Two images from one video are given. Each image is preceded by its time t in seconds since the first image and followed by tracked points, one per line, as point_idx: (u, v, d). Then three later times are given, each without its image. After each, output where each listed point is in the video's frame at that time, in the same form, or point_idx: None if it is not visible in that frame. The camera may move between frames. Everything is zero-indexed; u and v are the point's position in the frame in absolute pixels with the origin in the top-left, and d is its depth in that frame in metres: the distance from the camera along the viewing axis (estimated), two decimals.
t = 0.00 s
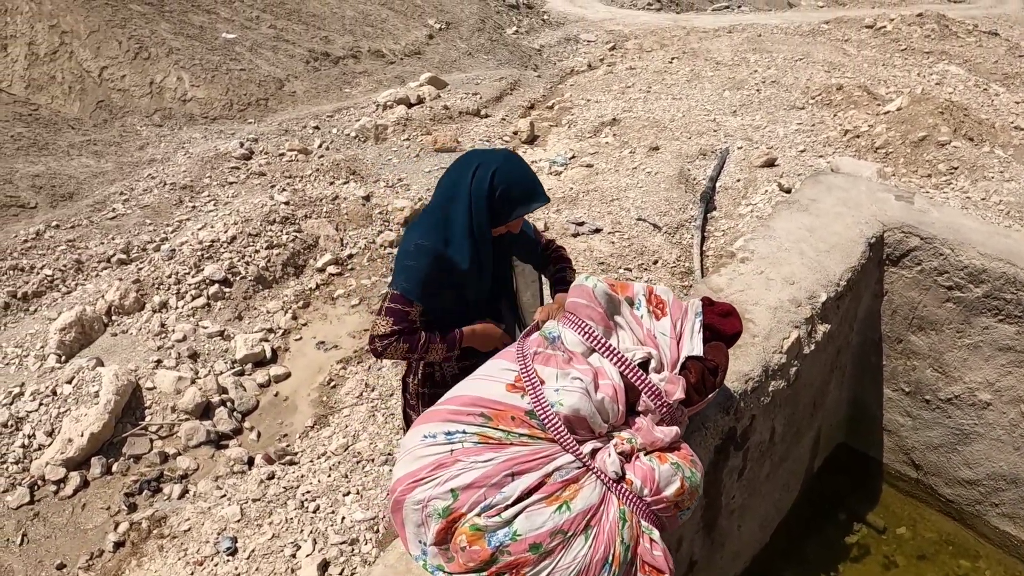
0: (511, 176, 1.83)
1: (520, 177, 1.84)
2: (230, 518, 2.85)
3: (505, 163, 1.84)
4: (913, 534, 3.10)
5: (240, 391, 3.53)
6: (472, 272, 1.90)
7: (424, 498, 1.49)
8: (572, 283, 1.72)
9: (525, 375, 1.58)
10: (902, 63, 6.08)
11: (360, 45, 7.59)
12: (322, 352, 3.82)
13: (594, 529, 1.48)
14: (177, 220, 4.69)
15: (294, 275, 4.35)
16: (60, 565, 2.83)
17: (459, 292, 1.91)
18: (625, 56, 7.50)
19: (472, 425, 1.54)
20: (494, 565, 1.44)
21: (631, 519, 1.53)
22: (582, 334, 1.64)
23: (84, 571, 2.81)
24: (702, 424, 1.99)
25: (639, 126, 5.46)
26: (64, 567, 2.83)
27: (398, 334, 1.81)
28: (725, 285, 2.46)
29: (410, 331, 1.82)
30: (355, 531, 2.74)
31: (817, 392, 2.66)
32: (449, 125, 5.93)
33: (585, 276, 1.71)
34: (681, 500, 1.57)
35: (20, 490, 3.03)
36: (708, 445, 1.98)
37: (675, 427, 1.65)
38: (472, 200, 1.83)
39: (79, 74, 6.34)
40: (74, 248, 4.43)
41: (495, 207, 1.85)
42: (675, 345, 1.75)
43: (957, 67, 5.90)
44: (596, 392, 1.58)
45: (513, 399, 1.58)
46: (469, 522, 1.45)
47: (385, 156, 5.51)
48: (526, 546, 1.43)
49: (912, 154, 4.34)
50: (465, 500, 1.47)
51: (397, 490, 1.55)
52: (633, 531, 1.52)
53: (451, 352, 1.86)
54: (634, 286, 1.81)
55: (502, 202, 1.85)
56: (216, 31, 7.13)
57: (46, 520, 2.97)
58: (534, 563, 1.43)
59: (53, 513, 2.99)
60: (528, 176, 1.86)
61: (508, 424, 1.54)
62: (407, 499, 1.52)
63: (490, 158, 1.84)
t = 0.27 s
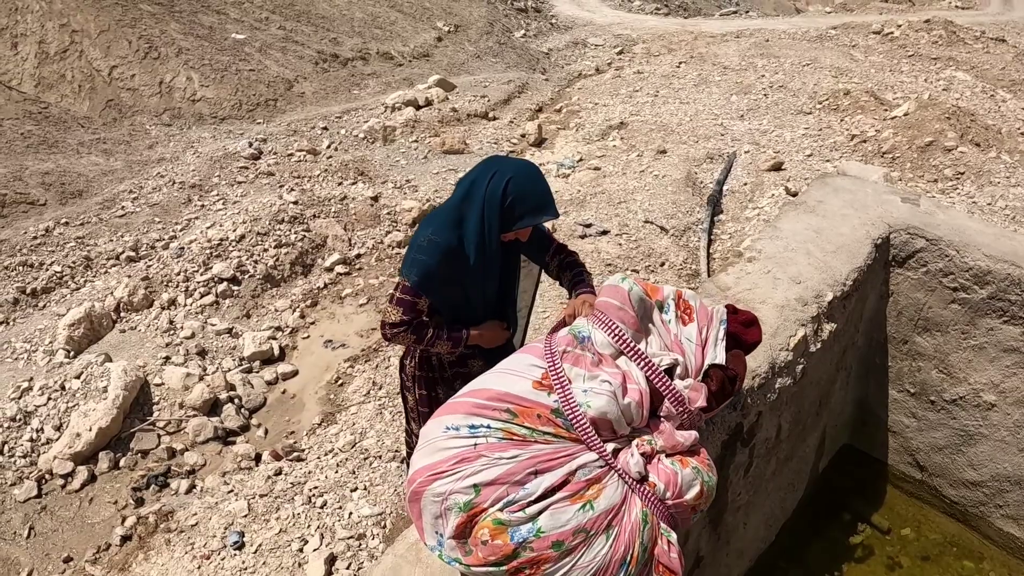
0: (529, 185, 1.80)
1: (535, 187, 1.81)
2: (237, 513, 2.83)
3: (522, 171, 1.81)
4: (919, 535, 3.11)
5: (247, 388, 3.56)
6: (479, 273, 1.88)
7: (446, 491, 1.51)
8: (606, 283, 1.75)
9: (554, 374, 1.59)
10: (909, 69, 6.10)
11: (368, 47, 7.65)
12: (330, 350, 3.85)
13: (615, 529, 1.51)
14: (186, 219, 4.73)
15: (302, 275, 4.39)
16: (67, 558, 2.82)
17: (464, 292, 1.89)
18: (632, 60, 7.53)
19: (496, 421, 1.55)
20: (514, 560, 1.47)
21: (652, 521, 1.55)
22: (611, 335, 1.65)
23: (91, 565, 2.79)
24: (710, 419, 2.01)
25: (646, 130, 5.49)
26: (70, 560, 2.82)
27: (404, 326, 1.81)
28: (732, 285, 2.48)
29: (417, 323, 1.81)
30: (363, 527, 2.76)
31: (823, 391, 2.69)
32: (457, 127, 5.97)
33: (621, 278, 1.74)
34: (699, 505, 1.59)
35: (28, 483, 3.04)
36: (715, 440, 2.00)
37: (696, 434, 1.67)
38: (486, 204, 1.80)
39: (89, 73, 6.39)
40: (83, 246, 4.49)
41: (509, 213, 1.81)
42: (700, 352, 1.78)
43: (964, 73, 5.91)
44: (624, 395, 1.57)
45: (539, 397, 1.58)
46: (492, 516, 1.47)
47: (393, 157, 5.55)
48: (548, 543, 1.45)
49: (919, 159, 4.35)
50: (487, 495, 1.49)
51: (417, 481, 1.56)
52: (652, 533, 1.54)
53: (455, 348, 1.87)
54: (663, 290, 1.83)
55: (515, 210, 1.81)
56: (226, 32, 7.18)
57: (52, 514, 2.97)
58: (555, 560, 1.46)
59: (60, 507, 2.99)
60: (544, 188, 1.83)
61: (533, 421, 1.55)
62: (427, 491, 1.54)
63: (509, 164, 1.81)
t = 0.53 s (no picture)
0: (519, 189, 1.81)
1: (526, 191, 1.82)
2: (243, 509, 2.85)
3: (513, 175, 1.82)
4: (921, 537, 3.12)
5: (254, 386, 3.58)
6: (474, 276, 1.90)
7: (460, 487, 1.52)
8: (622, 283, 1.79)
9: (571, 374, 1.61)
10: (916, 75, 6.11)
11: (376, 49, 7.69)
12: (336, 349, 3.87)
13: (628, 530, 1.53)
14: (194, 218, 4.77)
15: (309, 274, 4.42)
16: (73, 552, 2.84)
17: (460, 296, 1.90)
18: (639, 64, 7.56)
19: (511, 419, 1.56)
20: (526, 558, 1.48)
21: (663, 523, 1.58)
22: (627, 336, 1.69)
23: (96, 559, 2.81)
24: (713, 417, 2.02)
25: (652, 134, 5.51)
26: (76, 554, 2.84)
27: (410, 330, 1.89)
28: (736, 286, 2.49)
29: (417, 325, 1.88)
30: (367, 523, 2.77)
31: (826, 391, 2.70)
32: (464, 129, 6.00)
33: (636, 279, 1.79)
34: (707, 508, 1.63)
35: (34, 478, 3.07)
36: (719, 437, 2.01)
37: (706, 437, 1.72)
38: (477, 208, 1.82)
39: (98, 72, 6.44)
40: (91, 243, 4.52)
41: (501, 217, 1.83)
42: (711, 356, 1.85)
43: (970, 79, 5.91)
44: (639, 396, 1.62)
45: (554, 395, 1.59)
46: (506, 514, 1.49)
47: (400, 159, 5.58)
48: (563, 542, 1.47)
49: (925, 164, 4.36)
50: (502, 493, 1.50)
51: (430, 476, 1.57)
52: (661, 534, 1.57)
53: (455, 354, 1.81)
54: (678, 292, 1.89)
55: (507, 213, 1.83)
56: (234, 32, 7.23)
57: (59, 508, 3.00)
58: (568, 559, 1.48)
59: (66, 502, 3.02)
60: (535, 192, 1.85)
61: (548, 420, 1.56)
62: (440, 487, 1.54)
63: (502, 168, 1.82)
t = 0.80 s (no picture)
0: (507, 191, 1.84)
1: (515, 193, 1.85)
2: (247, 508, 2.86)
3: (502, 178, 1.85)
4: (923, 542, 3.12)
5: (259, 385, 3.60)
6: (472, 279, 1.93)
7: (455, 483, 1.54)
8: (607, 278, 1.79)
9: (561, 368, 1.60)
10: (922, 80, 6.10)
11: (383, 51, 7.72)
12: (340, 349, 3.89)
13: (623, 523, 1.54)
14: (200, 218, 4.79)
15: (314, 275, 4.44)
16: (77, 549, 2.86)
17: (460, 299, 1.94)
18: (645, 68, 7.57)
19: (504, 415, 1.58)
20: (523, 552, 1.50)
21: (659, 517, 1.58)
22: (614, 330, 1.69)
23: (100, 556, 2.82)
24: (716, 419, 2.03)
25: (658, 137, 5.52)
26: (80, 551, 2.86)
27: (431, 337, 1.90)
28: (740, 289, 2.50)
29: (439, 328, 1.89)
30: (370, 523, 2.77)
31: (829, 395, 2.70)
32: (470, 131, 6.02)
33: (622, 273, 1.79)
34: (703, 501, 1.64)
35: (39, 475, 3.09)
36: (722, 439, 2.02)
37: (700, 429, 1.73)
38: (468, 213, 1.85)
39: (105, 71, 6.47)
40: (97, 242, 4.54)
41: (493, 220, 1.86)
42: (702, 348, 1.86)
43: (977, 85, 5.91)
44: (628, 388, 1.63)
45: (546, 390, 1.59)
46: (501, 508, 1.51)
47: (406, 160, 5.60)
48: (558, 536, 1.49)
49: (930, 169, 4.36)
50: (496, 488, 1.52)
51: (426, 473, 1.60)
52: (659, 527, 1.57)
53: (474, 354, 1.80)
54: (666, 287, 1.89)
55: (498, 216, 1.86)
56: (242, 33, 7.26)
57: (64, 505, 3.02)
58: (564, 552, 1.49)
59: (71, 499, 3.04)
60: (525, 192, 1.87)
61: (540, 415, 1.57)
62: (437, 484, 1.57)
63: (491, 171, 1.85)
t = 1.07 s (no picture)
0: (491, 181, 1.90)
1: (499, 181, 1.91)
2: (249, 508, 2.85)
3: (485, 168, 1.90)
4: (926, 548, 3.11)
5: (262, 386, 3.60)
6: (466, 273, 1.95)
7: (451, 482, 1.54)
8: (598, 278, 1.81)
9: (554, 366, 1.62)
10: (928, 85, 6.09)
11: (390, 53, 7.74)
12: (344, 351, 3.90)
13: (620, 521, 1.53)
14: (206, 218, 4.81)
15: (319, 276, 4.44)
16: (79, 547, 2.86)
17: (458, 296, 1.95)
18: (651, 72, 7.58)
19: (498, 414, 1.58)
20: (520, 550, 1.50)
21: (657, 515, 1.58)
22: (607, 328, 1.71)
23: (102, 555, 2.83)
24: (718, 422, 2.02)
25: (663, 141, 5.52)
26: (82, 549, 2.86)
27: (434, 337, 1.89)
28: (743, 293, 2.50)
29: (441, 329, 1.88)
30: (372, 524, 2.75)
31: (833, 400, 2.69)
32: (476, 133, 6.03)
33: (612, 272, 1.81)
34: (702, 499, 1.64)
35: (42, 473, 3.10)
36: (724, 443, 2.01)
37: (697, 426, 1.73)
38: (456, 206, 1.88)
39: (112, 71, 6.50)
40: (103, 241, 4.56)
41: (480, 210, 1.90)
42: (697, 345, 1.87)
43: (983, 90, 5.90)
44: (622, 384, 1.64)
45: (540, 389, 1.60)
46: (498, 507, 1.50)
47: (412, 162, 5.62)
48: (554, 534, 1.48)
49: (935, 174, 4.35)
50: (492, 486, 1.52)
51: (422, 474, 1.59)
52: (656, 525, 1.57)
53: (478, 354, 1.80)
54: (659, 286, 1.91)
55: (485, 205, 1.90)
56: (249, 34, 7.28)
57: (67, 503, 3.03)
58: (561, 551, 1.49)
59: (73, 497, 3.05)
60: (508, 180, 1.93)
61: (535, 413, 1.58)
62: (433, 483, 1.57)
63: (472, 164, 1.91)
